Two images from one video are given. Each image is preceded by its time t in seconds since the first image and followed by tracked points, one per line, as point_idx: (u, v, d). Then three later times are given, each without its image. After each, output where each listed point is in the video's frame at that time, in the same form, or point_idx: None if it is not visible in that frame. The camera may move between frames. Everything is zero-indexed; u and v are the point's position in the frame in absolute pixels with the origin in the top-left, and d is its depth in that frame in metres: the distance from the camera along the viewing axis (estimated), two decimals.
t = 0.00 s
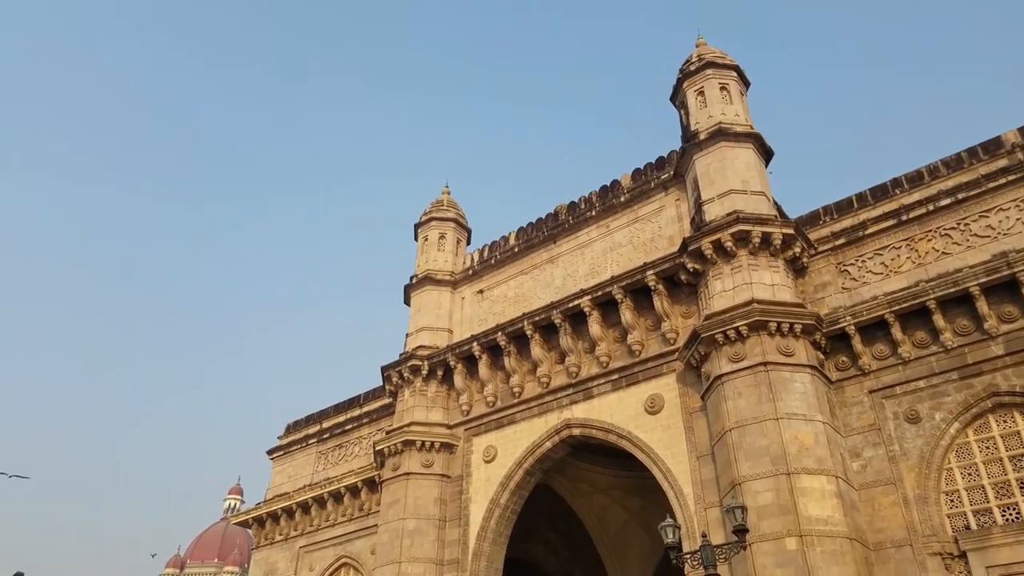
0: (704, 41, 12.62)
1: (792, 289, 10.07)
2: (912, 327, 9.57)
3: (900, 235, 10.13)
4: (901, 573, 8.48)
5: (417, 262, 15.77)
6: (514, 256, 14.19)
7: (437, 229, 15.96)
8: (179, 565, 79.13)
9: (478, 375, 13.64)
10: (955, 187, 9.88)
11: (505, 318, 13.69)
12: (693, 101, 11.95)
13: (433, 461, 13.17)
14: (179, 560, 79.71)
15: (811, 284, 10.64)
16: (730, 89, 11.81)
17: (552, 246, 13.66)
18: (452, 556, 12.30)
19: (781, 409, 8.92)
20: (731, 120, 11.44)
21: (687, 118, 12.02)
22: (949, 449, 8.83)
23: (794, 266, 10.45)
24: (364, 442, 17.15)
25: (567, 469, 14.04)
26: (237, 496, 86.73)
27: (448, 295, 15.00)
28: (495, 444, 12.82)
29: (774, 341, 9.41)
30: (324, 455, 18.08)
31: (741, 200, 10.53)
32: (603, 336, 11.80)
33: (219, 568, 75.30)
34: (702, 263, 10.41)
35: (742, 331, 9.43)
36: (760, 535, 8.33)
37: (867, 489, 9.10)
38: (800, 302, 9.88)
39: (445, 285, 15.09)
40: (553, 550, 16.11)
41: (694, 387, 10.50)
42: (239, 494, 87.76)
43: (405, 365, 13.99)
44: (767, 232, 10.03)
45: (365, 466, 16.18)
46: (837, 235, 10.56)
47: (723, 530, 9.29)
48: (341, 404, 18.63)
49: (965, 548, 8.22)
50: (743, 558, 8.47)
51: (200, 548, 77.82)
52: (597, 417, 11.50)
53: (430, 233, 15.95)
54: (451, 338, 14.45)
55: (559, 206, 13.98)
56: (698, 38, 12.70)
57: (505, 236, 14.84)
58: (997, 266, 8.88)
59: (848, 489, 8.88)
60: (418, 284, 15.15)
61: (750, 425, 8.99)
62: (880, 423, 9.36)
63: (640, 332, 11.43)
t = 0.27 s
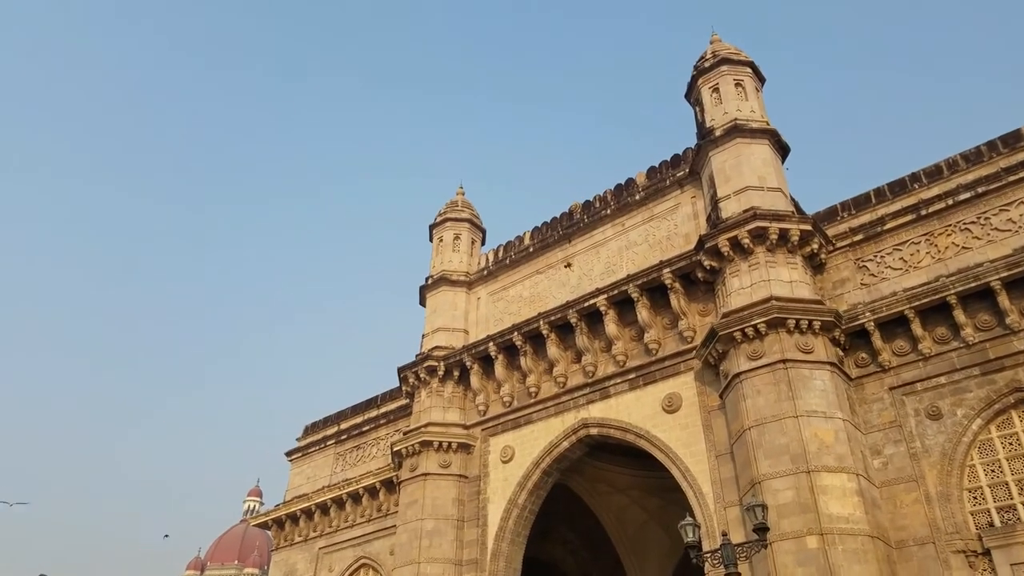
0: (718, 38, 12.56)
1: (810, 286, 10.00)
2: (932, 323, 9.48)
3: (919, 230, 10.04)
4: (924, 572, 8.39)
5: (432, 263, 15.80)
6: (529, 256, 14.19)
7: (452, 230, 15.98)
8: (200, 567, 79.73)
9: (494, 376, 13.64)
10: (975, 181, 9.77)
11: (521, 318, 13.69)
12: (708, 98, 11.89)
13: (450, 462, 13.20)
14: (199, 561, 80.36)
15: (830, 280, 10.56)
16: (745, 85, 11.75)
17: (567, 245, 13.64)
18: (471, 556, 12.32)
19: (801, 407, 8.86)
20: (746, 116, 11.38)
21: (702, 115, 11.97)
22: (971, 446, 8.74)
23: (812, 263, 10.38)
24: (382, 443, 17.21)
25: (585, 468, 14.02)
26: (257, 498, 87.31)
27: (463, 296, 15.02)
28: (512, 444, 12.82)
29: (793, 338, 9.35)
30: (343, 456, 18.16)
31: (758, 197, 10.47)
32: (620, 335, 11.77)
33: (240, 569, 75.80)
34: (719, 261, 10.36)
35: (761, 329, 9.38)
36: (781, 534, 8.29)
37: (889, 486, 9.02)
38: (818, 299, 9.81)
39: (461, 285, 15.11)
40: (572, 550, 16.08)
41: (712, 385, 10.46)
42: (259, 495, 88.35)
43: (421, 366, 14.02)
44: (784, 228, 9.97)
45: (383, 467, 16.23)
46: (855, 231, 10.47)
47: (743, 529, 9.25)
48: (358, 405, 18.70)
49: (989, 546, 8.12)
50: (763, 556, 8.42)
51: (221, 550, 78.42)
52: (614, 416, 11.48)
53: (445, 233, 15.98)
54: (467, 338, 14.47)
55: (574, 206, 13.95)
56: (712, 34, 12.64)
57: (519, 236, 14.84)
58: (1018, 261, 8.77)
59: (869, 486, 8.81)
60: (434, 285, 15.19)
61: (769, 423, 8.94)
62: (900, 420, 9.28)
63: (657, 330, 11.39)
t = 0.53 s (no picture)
0: (732, 34, 12.50)
1: (829, 282, 9.92)
2: (953, 318, 9.38)
3: (939, 225, 9.94)
4: (948, 570, 8.30)
5: (447, 264, 15.83)
6: (544, 255, 14.18)
7: (466, 230, 16.01)
8: (221, 569, 80.28)
9: (511, 376, 13.64)
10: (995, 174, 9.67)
11: (536, 318, 13.68)
12: (723, 95, 11.83)
13: (468, 462, 13.21)
14: (220, 563, 80.97)
15: (848, 276, 10.47)
16: (760, 81, 11.68)
17: (582, 245, 13.62)
18: (490, 556, 12.32)
19: (821, 404, 8.79)
20: (762, 112, 11.31)
21: (717, 112, 11.91)
22: (995, 442, 8.64)
23: (831, 259, 10.30)
24: (400, 444, 17.27)
25: (603, 468, 14.00)
26: (276, 500, 87.83)
27: (479, 297, 15.03)
28: (529, 445, 12.82)
29: (812, 335, 9.28)
30: (361, 458, 18.23)
31: (775, 193, 10.40)
32: (637, 334, 11.74)
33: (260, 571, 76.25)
34: (736, 258, 10.30)
35: (779, 326, 9.32)
36: (802, 532, 8.23)
37: (911, 483, 8.94)
38: (837, 295, 9.73)
39: (476, 286, 15.13)
40: (591, 550, 16.05)
41: (730, 383, 10.40)
42: (278, 497, 88.87)
43: (438, 367, 14.04)
44: (802, 225, 9.90)
45: (401, 468, 16.27)
46: (873, 227, 10.38)
47: (763, 528, 9.19)
48: (375, 407, 18.77)
49: (1014, 543, 8.03)
50: (784, 555, 8.37)
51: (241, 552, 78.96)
52: (632, 416, 11.44)
53: (459, 234, 16.00)
54: (483, 339, 14.48)
55: (589, 205, 13.93)
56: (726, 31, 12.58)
57: (535, 236, 14.84)
58: None
59: (891, 484, 8.73)
60: (449, 286, 15.21)
61: (789, 421, 8.88)
62: (922, 417, 9.19)
63: (674, 329, 11.35)
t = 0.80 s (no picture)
0: (746, 30, 12.43)
1: (848, 278, 9.85)
2: (975, 313, 9.28)
3: (959, 219, 9.84)
4: (972, 567, 8.22)
5: (462, 265, 15.85)
6: (559, 255, 14.16)
7: (481, 231, 16.02)
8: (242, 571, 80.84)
9: (527, 376, 13.64)
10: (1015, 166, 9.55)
11: (552, 318, 13.67)
12: (738, 91, 11.77)
13: (486, 463, 13.22)
14: (240, 565, 81.53)
15: (867, 272, 10.38)
16: (775, 76, 11.61)
17: (597, 244, 13.59)
18: (509, 557, 12.33)
19: (841, 401, 8.73)
20: (777, 108, 11.24)
21: (732, 108, 11.85)
22: (1018, 438, 8.53)
23: (849, 255, 10.22)
24: (417, 445, 17.31)
25: (621, 468, 13.96)
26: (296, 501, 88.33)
27: (494, 297, 15.04)
28: (547, 445, 12.81)
29: (832, 332, 9.21)
30: (379, 459, 18.29)
31: (792, 189, 10.34)
32: (653, 333, 11.70)
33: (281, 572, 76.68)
34: (753, 255, 10.25)
35: (798, 323, 9.26)
36: (824, 530, 8.18)
37: (933, 480, 8.85)
38: (856, 291, 9.66)
39: (492, 286, 15.14)
40: (610, 550, 16.02)
41: (749, 381, 10.35)
42: (297, 499, 89.35)
43: (454, 368, 14.06)
44: (820, 220, 9.83)
45: (418, 469, 16.31)
46: (892, 221, 10.29)
47: (784, 526, 9.13)
48: (392, 408, 18.82)
49: None
50: (806, 554, 8.31)
51: (262, 553, 79.48)
52: (649, 415, 11.41)
53: (474, 235, 16.02)
54: (499, 339, 14.49)
55: (603, 204, 13.90)
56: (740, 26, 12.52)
57: (549, 236, 14.82)
58: None
59: (913, 481, 8.65)
60: (465, 287, 15.23)
61: (809, 419, 8.82)
62: (944, 413, 9.10)
63: (691, 327, 11.30)
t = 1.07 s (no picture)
0: (760, 26, 12.37)
1: (867, 274, 9.78)
2: (996, 308, 9.19)
3: (978, 213, 9.74)
4: (997, 565, 8.13)
5: (478, 267, 15.88)
6: (574, 255, 14.15)
7: (496, 232, 16.04)
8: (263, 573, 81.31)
9: (544, 376, 13.64)
10: None
11: (568, 318, 13.66)
12: (753, 87, 11.72)
13: (504, 464, 13.23)
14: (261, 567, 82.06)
15: (886, 268, 10.30)
16: (790, 72, 11.55)
17: (613, 243, 13.57)
18: (528, 557, 12.33)
19: (861, 398, 8.67)
20: (793, 104, 11.18)
21: (747, 105, 11.80)
22: None
23: (867, 251, 10.15)
24: (435, 447, 17.35)
25: (639, 468, 13.92)
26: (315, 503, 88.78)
27: (510, 298, 15.05)
28: (564, 445, 12.80)
29: (851, 329, 9.15)
30: (397, 461, 18.35)
31: (809, 186, 10.28)
32: (670, 332, 11.66)
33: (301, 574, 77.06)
34: (771, 252, 10.20)
35: (817, 320, 9.21)
36: (845, 528, 8.12)
37: (956, 477, 8.76)
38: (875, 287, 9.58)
39: (507, 287, 15.15)
40: (629, 550, 15.98)
41: (768, 379, 10.29)
42: (316, 501, 89.80)
43: (471, 369, 14.09)
44: (838, 217, 9.76)
45: (437, 470, 16.34)
46: (911, 217, 10.21)
47: (805, 525, 9.08)
48: (410, 410, 18.88)
49: None
50: (828, 552, 8.26)
51: (282, 555, 79.94)
52: (667, 414, 11.38)
53: (489, 236, 16.04)
54: (515, 340, 14.50)
55: (618, 203, 13.88)
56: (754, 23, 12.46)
57: (564, 236, 14.81)
58: None
59: (936, 478, 8.57)
60: (480, 288, 15.25)
61: (829, 416, 8.76)
62: (966, 409, 9.01)
63: (709, 325, 11.26)
